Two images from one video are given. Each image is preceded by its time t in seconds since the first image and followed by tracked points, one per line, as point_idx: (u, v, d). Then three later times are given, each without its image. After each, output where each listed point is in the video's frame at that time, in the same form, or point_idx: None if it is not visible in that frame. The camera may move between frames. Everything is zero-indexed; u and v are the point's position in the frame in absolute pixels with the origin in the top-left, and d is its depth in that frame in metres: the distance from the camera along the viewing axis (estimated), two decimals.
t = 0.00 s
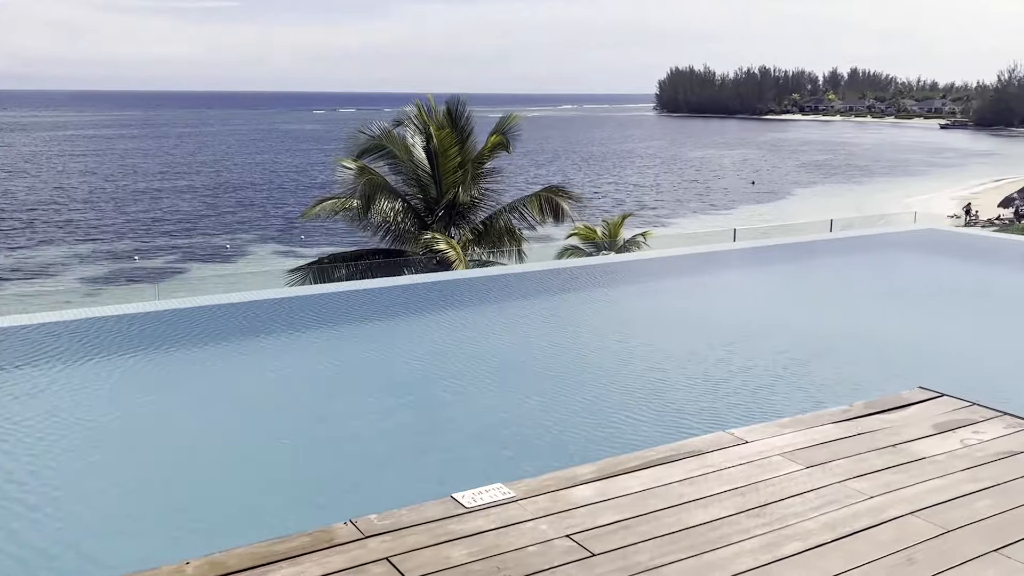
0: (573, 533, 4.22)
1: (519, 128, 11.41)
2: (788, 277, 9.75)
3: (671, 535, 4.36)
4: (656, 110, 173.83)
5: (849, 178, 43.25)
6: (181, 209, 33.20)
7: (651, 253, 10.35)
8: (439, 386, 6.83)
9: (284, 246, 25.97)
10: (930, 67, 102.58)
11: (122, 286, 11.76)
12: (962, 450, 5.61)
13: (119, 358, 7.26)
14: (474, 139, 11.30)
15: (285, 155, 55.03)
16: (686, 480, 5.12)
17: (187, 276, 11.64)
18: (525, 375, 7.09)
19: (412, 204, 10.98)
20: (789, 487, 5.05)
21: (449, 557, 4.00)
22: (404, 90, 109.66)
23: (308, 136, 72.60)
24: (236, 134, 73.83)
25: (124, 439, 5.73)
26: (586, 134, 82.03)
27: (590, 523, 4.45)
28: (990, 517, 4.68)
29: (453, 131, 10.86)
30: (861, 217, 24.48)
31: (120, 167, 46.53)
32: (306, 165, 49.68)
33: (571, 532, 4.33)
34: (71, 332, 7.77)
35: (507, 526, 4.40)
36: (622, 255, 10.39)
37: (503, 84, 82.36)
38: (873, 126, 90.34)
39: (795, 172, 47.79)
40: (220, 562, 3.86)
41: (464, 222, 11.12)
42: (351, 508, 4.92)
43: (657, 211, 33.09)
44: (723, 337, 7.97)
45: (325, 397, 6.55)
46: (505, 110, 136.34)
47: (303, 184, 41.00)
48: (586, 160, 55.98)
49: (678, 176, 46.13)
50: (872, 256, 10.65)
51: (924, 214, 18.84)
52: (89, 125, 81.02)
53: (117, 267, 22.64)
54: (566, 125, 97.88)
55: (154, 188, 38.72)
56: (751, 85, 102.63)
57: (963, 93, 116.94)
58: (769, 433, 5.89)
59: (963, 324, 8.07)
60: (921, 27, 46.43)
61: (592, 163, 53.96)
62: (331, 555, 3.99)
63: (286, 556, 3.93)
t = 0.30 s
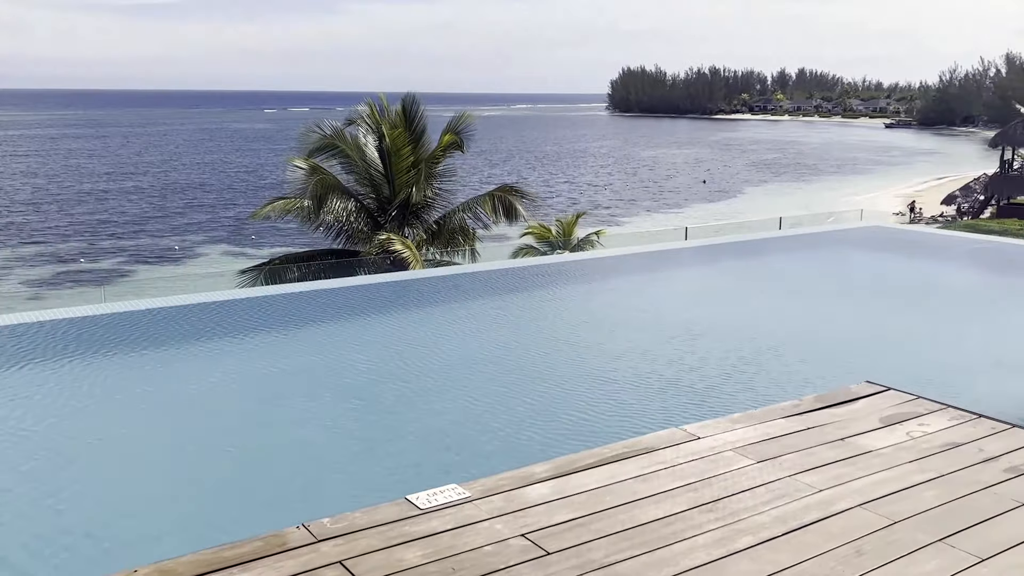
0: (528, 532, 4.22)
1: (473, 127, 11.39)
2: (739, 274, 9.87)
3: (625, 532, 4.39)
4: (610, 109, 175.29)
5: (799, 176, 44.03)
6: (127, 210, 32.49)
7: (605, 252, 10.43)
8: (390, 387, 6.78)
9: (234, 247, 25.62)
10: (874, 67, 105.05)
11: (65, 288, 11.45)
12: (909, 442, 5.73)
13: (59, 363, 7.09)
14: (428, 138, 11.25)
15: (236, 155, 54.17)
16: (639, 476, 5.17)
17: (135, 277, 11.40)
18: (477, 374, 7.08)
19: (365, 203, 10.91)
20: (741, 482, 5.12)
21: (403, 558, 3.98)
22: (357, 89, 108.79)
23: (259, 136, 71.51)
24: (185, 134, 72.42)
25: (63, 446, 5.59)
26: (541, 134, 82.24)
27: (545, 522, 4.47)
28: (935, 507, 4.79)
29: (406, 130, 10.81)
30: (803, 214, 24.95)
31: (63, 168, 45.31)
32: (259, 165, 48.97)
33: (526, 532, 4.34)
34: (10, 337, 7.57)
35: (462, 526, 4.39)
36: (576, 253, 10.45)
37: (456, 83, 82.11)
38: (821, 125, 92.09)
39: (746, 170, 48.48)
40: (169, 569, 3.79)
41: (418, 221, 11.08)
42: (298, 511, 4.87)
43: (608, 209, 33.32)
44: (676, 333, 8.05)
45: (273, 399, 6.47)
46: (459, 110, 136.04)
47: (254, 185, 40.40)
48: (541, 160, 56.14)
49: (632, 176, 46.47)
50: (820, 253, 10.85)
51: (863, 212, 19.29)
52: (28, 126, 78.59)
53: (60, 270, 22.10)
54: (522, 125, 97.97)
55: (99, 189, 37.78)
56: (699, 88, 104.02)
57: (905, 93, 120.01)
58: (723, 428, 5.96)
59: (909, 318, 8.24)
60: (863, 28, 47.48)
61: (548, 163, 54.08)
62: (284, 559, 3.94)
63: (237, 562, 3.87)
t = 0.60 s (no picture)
0: (484, 532, 4.21)
1: (427, 126, 11.36)
2: (692, 271, 9.98)
3: (580, 530, 4.41)
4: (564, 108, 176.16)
5: (751, 174, 44.72)
6: (74, 212, 31.71)
7: (559, 250, 10.50)
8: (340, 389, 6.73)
9: (185, 249, 25.24)
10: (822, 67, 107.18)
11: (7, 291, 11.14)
12: (858, 435, 5.83)
13: None
14: (382, 137, 11.20)
15: (189, 155, 53.26)
16: (594, 473, 5.19)
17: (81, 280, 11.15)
18: (431, 374, 7.07)
19: (318, 202, 10.84)
20: (694, 478, 5.16)
21: (358, 561, 3.94)
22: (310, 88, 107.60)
23: (209, 136, 70.30)
24: (135, 134, 70.92)
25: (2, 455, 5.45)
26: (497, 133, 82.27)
27: (501, 521, 4.46)
28: (884, 498, 4.88)
29: (360, 129, 10.75)
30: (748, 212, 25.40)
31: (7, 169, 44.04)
32: (212, 165, 48.22)
33: (482, 531, 4.33)
34: None
35: (418, 527, 4.37)
36: (531, 251, 10.49)
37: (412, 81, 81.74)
38: (772, 124, 93.65)
39: (699, 169, 49.06)
40: None
41: (372, 220, 11.04)
42: (247, 516, 4.81)
43: (562, 208, 33.49)
44: (630, 330, 8.11)
45: (221, 404, 6.38)
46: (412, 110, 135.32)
47: (206, 186, 39.77)
48: (497, 159, 56.19)
49: (588, 175, 46.73)
50: (771, 250, 11.01)
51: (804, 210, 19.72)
52: None
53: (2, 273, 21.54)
54: (478, 125, 97.86)
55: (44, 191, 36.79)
56: (653, 88, 105.04)
57: (852, 92, 122.71)
58: (677, 424, 6.01)
59: (857, 313, 8.41)
60: (811, 28, 48.38)
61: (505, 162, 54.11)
62: (237, 564, 3.88)
63: (188, 569, 3.79)
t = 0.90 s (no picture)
0: (439, 532, 4.19)
1: (381, 124, 11.34)
2: (647, 269, 10.06)
3: (536, 528, 4.42)
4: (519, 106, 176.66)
5: (705, 172, 45.20)
6: (18, 215, 30.81)
7: (515, 248, 10.55)
8: (293, 390, 6.68)
9: (135, 250, 24.76)
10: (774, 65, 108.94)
11: None
12: (809, 428, 5.91)
13: None
14: (335, 135, 11.17)
15: (139, 155, 52.15)
16: (551, 471, 5.20)
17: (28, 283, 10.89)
18: (388, 373, 7.04)
19: (271, 202, 10.75)
20: (648, 474, 5.20)
21: (312, 565, 3.91)
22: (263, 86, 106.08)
23: (159, 135, 68.88)
24: (82, 134, 69.20)
25: None
26: (453, 133, 81.98)
27: (457, 522, 4.45)
28: (834, 490, 4.96)
29: (312, 128, 10.71)
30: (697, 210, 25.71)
31: None
32: (164, 165, 47.27)
33: (437, 532, 4.32)
34: None
35: (372, 529, 4.33)
36: (488, 250, 10.51)
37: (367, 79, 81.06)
38: (725, 121, 94.93)
39: (654, 166, 49.49)
40: None
41: (326, 220, 10.99)
42: (198, 524, 4.74)
43: (518, 206, 33.55)
44: (587, 327, 8.16)
45: (170, 408, 6.30)
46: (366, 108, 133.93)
47: (156, 186, 38.97)
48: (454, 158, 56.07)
49: (544, 173, 46.79)
50: (723, 247, 11.15)
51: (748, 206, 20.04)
52: None
53: None
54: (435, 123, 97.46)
55: None
56: (608, 86, 105.60)
57: (801, 90, 125.07)
58: (632, 420, 6.04)
59: (809, 307, 8.56)
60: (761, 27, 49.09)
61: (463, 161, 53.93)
62: (187, 572, 3.81)
63: None
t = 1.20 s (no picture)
0: (393, 535, 4.17)
1: (332, 122, 11.36)
2: (602, 267, 10.12)
3: (492, 528, 4.42)
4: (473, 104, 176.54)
5: (659, 169, 45.59)
6: None
7: (472, 246, 10.56)
8: (243, 393, 6.62)
9: (81, 253, 24.21)
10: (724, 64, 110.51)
11: None
12: (761, 422, 5.98)
13: None
14: (285, 134, 11.16)
15: (87, 156, 50.83)
16: (507, 470, 5.20)
17: None
18: (343, 375, 7.00)
19: (221, 202, 10.66)
20: (604, 470, 5.22)
21: (264, 570, 3.86)
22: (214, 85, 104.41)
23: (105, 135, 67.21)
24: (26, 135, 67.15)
25: None
26: (410, 131, 81.38)
27: (411, 523, 4.43)
28: (786, 483, 5.03)
29: (262, 126, 10.70)
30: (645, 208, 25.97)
31: None
32: (113, 165, 46.18)
33: (392, 534, 4.29)
34: None
35: (326, 533, 4.29)
36: (445, 249, 10.49)
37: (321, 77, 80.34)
38: (678, 119, 96.04)
39: (608, 164, 49.84)
40: None
41: (278, 220, 10.95)
42: (145, 531, 4.66)
43: (475, 205, 33.55)
44: (543, 325, 8.19)
45: (116, 414, 6.18)
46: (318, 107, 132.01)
47: (104, 187, 38.04)
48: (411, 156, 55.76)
49: (500, 171, 46.77)
50: (677, 244, 11.25)
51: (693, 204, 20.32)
52: None
53: None
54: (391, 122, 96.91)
55: None
56: (562, 84, 105.86)
57: (751, 88, 126.99)
58: (587, 417, 6.06)
59: (762, 303, 8.65)
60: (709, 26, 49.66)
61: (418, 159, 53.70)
62: None
63: None
